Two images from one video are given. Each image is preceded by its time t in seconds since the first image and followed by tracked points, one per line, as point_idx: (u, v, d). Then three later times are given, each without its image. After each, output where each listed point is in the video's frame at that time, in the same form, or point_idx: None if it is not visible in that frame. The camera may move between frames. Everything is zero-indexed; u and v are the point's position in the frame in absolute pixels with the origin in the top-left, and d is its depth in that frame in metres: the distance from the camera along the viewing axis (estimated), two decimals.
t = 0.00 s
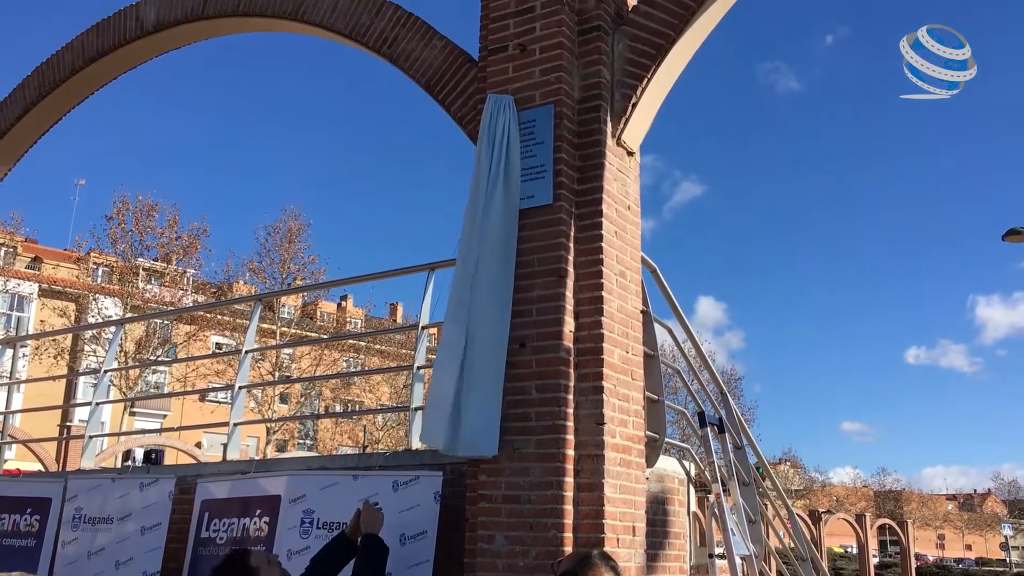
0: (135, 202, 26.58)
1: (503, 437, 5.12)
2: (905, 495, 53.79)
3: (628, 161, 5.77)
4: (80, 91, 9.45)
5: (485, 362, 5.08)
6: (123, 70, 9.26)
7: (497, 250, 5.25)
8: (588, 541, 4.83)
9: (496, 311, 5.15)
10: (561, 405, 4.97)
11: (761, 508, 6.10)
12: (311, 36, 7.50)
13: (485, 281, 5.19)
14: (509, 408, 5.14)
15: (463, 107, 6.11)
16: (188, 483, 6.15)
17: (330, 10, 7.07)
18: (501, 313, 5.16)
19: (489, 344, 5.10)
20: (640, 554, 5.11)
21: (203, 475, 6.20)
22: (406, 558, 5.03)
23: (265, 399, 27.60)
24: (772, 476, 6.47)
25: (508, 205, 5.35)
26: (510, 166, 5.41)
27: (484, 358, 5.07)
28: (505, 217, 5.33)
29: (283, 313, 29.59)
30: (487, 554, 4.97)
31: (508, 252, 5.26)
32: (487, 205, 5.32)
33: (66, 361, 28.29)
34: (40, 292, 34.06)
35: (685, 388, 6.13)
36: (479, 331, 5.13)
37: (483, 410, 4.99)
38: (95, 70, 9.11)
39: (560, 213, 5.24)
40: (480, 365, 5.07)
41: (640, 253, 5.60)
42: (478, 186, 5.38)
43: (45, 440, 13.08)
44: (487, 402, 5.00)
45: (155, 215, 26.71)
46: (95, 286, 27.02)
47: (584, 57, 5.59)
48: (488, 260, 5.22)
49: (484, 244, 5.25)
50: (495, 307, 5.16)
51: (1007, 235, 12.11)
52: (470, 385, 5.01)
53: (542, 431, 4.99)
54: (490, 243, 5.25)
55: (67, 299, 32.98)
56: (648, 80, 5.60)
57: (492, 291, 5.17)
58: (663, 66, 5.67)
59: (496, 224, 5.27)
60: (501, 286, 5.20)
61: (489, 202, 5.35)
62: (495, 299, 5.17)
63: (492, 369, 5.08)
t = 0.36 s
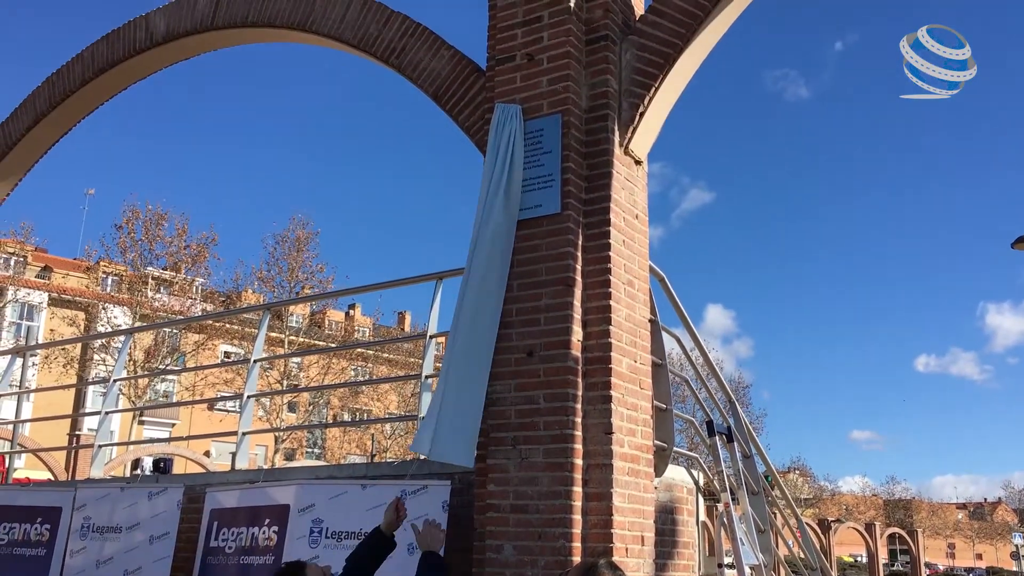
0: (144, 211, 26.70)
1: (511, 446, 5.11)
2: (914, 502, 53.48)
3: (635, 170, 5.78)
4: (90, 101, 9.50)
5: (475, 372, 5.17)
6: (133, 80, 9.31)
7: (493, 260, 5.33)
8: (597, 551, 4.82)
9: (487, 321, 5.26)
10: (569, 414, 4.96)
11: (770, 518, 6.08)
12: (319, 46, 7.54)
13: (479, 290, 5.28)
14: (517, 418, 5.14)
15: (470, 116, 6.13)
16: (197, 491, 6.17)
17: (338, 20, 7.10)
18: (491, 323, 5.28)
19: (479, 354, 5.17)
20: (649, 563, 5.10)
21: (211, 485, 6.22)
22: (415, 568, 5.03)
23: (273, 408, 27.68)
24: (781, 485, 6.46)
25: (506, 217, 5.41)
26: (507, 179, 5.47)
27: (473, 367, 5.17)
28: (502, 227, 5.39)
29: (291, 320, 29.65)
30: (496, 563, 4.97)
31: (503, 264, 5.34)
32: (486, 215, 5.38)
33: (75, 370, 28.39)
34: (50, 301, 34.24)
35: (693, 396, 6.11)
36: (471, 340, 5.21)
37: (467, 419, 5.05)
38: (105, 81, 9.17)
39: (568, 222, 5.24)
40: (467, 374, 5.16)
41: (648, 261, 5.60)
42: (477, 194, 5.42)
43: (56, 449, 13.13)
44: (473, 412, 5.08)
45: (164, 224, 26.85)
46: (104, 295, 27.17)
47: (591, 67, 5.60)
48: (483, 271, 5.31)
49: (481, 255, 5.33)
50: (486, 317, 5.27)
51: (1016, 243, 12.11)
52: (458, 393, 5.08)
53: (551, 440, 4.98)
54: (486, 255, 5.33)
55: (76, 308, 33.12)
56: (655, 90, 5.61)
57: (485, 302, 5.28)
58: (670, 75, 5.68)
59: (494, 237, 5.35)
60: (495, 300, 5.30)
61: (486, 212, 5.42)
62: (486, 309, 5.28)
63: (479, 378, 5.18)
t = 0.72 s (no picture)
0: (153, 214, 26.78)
1: (520, 447, 5.11)
2: (923, 504, 53.29)
3: (644, 172, 5.77)
4: (100, 103, 9.53)
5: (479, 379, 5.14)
6: (142, 83, 9.34)
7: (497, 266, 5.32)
8: (606, 553, 4.81)
9: (492, 330, 5.25)
10: (578, 416, 4.96)
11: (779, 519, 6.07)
12: (327, 48, 7.56)
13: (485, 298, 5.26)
14: (526, 419, 5.14)
15: (478, 118, 6.13)
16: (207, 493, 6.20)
17: (347, 23, 7.12)
18: (496, 332, 5.27)
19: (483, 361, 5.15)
20: (658, 565, 5.10)
21: (221, 486, 6.24)
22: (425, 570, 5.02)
23: (281, 409, 27.75)
24: (790, 486, 6.44)
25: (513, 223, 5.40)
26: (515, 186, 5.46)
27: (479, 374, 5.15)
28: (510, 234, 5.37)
29: (298, 322, 29.70)
30: (505, 565, 4.97)
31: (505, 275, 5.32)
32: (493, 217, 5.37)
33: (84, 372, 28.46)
34: (58, 303, 34.40)
35: (701, 397, 6.10)
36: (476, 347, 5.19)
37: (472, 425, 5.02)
38: (114, 84, 9.20)
39: (577, 223, 5.24)
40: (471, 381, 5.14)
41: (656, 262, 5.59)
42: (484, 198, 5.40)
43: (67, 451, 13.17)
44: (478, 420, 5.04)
45: (173, 226, 26.94)
46: (113, 297, 27.26)
47: (599, 68, 5.60)
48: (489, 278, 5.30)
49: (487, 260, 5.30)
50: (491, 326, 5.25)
51: None
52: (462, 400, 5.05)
53: (559, 441, 4.98)
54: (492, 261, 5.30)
55: (85, 310, 33.24)
56: (664, 91, 5.60)
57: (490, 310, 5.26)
58: (678, 77, 5.67)
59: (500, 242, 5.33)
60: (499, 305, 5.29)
61: (492, 217, 5.40)
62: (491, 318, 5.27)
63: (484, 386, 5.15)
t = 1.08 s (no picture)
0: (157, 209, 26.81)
1: (524, 440, 5.11)
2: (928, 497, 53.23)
3: (647, 164, 5.76)
4: (103, 98, 9.53)
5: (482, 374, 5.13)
6: (144, 78, 9.34)
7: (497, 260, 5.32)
8: (611, 545, 4.81)
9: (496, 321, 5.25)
10: (582, 409, 4.96)
11: (783, 512, 6.08)
12: (329, 42, 7.55)
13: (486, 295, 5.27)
14: (530, 412, 5.14)
15: (481, 111, 6.12)
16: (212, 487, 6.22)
17: (349, 16, 7.11)
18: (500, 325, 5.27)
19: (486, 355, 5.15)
20: (663, 557, 5.10)
21: (226, 481, 6.26)
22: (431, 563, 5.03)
23: (286, 404, 27.82)
24: (795, 479, 6.44)
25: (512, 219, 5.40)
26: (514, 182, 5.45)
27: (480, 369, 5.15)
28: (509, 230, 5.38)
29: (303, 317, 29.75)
30: (510, 557, 4.97)
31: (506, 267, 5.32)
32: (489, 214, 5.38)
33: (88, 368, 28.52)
34: (64, 299, 34.51)
35: (705, 390, 6.09)
36: (477, 343, 5.20)
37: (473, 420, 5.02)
38: (117, 79, 9.21)
39: (580, 216, 5.23)
40: (474, 376, 5.14)
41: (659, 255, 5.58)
42: (481, 195, 5.42)
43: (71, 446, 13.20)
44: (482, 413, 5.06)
45: (177, 222, 26.98)
46: (118, 292, 27.33)
47: (601, 61, 5.59)
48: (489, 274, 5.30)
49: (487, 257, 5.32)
50: (493, 321, 5.25)
51: None
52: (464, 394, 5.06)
53: (563, 434, 4.98)
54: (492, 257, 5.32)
55: (90, 306, 33.31)
56: (667, 83, 5.59)
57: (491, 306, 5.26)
58: (681, 69, 5.66)
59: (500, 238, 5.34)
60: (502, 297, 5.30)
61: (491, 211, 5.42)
62: (493, 313, 5.27)
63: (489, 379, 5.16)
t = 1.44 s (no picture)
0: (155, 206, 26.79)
1: (524, 434, 5.11)
2: (926, 492, 53.37)
3: (646, 158, 5.76)
4: (101, 94, 9.52)
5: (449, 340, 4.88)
6: (142, 73, 9.33)
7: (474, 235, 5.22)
8: (612, 539, 4.83)
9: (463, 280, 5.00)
10: (582, 403, 4.96)
11: (783, 505, 6.09)
12: (328, 36, 7.53)
13: (461, 268, 5.07)
14: (530, 407, 5.14)
15: (480, 106, 6.12)
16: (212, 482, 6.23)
17: (348, 11, 7.09)
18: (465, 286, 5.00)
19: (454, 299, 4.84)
20: (663, 550, 5.11)
21: (225, 476, 6.27)
22: (432, 557, 5.06)
23: (285, 399, 27.85)
24: (794, 473, 6.46)
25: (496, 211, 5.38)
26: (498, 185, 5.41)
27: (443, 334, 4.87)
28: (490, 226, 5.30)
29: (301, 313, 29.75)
30: (510, 551, 4.98)
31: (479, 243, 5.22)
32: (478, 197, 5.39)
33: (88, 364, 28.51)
34: (62, 296, 34.49)
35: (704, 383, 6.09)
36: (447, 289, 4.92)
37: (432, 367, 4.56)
38: (115, 74, 9.19)
39: (580, 211, 5.24)
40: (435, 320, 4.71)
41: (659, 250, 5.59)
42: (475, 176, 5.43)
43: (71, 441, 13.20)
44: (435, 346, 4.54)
45: (175, 218, 26.94)
46: (116, 288, 27.30)
47: (601, 55, 5.59)
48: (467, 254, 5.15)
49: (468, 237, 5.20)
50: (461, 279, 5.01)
51: None
52: (426, 339, 4.62)
53: (563, 428, 4.99)
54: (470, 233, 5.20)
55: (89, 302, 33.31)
56: (666, 77, 5.59)
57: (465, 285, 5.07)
58: (681, 62, 5.66)
59: (481, 225, 5.24)
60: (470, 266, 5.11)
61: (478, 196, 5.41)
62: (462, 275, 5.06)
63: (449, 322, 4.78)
